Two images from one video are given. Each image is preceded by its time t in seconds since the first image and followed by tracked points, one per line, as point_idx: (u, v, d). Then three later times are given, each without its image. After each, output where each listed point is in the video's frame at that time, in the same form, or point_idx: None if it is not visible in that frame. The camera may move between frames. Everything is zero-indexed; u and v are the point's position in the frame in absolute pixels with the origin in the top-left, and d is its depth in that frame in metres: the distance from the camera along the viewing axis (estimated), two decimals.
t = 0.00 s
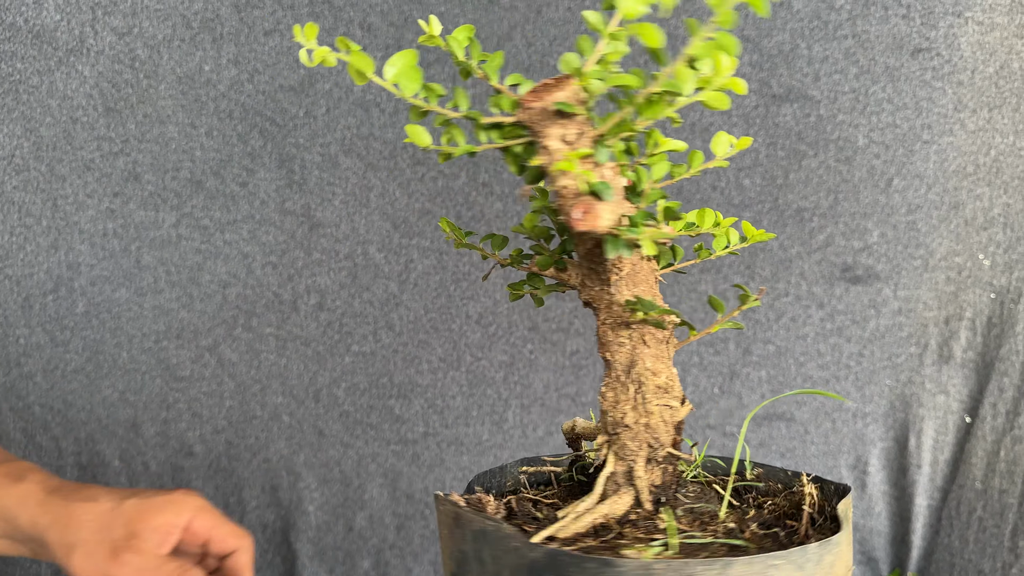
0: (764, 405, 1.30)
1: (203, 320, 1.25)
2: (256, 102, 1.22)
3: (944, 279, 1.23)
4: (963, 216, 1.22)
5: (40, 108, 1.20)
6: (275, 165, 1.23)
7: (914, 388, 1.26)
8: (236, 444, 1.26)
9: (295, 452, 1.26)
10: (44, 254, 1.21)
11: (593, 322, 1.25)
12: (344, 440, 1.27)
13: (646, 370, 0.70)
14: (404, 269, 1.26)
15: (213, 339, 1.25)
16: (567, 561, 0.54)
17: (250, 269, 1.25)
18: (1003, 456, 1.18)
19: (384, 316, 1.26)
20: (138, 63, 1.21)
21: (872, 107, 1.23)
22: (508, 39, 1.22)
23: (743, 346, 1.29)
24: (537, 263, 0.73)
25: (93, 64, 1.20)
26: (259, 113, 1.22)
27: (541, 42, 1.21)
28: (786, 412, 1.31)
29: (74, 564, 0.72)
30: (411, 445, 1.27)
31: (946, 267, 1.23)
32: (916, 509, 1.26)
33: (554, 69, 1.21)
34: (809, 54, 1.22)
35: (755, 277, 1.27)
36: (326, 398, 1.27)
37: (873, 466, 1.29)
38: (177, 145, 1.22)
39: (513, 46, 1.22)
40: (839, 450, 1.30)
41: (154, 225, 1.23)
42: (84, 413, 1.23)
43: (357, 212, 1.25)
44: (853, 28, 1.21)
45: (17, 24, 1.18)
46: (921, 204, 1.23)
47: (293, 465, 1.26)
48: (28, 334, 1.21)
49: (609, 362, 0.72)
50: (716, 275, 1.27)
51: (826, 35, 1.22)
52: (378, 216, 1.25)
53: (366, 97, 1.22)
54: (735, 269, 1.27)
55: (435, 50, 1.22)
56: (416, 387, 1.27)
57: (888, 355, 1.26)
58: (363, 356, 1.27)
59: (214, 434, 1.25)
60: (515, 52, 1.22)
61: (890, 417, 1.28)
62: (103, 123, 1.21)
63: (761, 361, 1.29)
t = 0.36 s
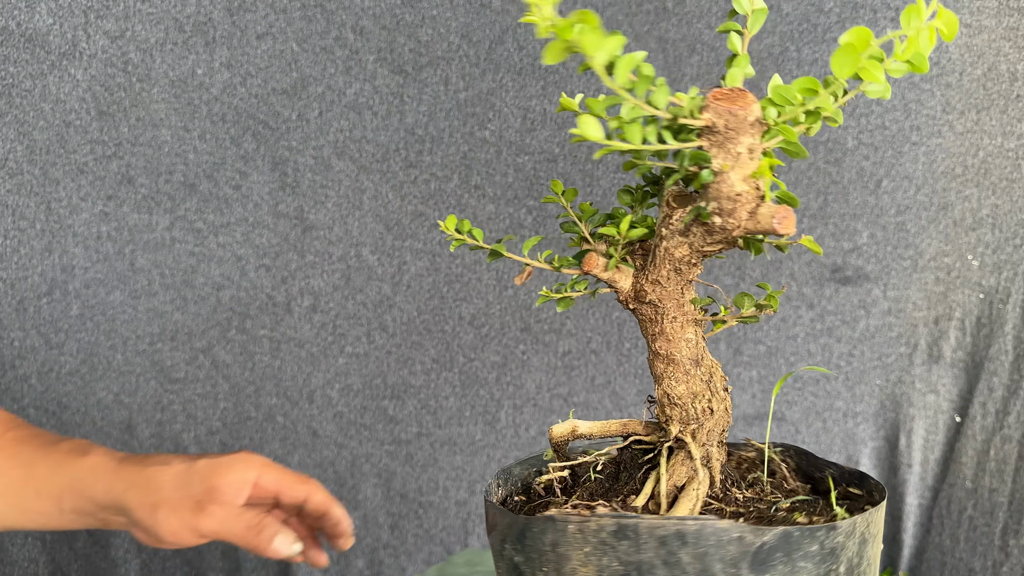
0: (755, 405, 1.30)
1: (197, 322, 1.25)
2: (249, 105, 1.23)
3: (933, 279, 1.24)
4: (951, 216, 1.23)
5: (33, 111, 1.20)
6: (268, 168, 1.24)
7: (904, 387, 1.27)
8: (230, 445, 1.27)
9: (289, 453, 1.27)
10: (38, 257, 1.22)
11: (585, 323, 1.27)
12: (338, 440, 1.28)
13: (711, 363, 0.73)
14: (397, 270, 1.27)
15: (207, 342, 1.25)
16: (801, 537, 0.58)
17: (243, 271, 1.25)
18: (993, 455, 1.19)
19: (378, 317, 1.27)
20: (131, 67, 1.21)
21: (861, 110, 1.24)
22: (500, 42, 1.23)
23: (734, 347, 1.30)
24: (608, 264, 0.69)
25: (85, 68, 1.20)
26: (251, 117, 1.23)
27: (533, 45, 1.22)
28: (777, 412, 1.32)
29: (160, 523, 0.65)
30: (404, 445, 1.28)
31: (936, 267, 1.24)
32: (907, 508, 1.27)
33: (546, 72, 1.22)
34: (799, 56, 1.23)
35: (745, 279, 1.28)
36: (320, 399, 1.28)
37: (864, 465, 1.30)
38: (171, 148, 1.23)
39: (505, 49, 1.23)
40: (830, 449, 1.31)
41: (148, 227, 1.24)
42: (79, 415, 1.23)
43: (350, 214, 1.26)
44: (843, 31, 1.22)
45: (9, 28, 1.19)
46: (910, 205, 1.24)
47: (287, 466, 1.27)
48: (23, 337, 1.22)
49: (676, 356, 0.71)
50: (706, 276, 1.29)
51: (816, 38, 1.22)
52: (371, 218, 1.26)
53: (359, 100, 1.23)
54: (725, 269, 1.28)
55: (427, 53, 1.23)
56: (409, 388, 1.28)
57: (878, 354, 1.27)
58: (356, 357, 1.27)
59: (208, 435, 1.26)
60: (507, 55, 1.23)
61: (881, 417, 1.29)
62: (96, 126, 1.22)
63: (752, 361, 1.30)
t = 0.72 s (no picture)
0: (747, 404, 1.32)
1: (194, 323, 1.26)
2: (244, 107, 1.24)
3: (924, 279, 1.25)
4: (942, 216, 1.24)
5: (30, 114, 1.22)
6: (264, 170, 1.25)
7: (896, 386, 1.28)
8: (227, 444, 1.28)
9: (285, 451, 1.28)
10: (36, 258, 1.23)
11: (578, 323, 1.28)
12: (334, 439, 1.29)
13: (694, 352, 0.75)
14: (392, 271, 1.28)
15: (204, 342, 1.27)
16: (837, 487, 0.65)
17: (240, 272, 1.26)
18: (985, 454, 1.20)
19: (373, 318, 1.28)
20: (127, 70, 1.23)
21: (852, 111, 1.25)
22: (494, 44, 1.24)
23: (726, 346, 1.31)
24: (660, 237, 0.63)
25: (81, 71, 1.22)
26: (246, 119, 1.24)
27: (526, 48, 1.24)
28: (769, 411, 1.32)
29: (152, 541, 0.71)
30: (400, 444, 1.29)
31: (927, 267, 1.25)
32: (899, 507, 1.28)
33: (539, 75, 1.24)
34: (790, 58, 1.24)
35: (737, 278, 1.29)
36: (316, 398, 1.29)
37: (857, 465, 1.31)
38: (167, 150, 1.24)
39: (499, 52, 1.24)
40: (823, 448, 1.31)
41: (145, 229, 1.25)
42: (78, 415, 1.25)
43: (346, 216, 1.27)
44: (834, 33, 1.23)
45: (5, 31, 1.20)
46: (901, 205, 1.25)
47: (283, 465, 1.28)
48: (22, 337, 1.23)
49: (675, 347, 0.72)
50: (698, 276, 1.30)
51: (807, 39, 1.23)
52: (366, 219, 1.27)
53: (354, 102, 1.24)
54: (718, 269, 1.29)
55: (421, 56, 1.24)
56: (404, 387, 1.29)
57: (870, 354, 1.28)
58: (352, 357, 1.29)
59: (205, 435, 1.27)
60: (501, 57, 1.24)
61: (873, 416, 1.30)
62: (92, 128, 1.23)
63: (744, 361, 1.31)
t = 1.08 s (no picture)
0: (743, 402, 1.32)
1: (194, 322, 1.28)
2: (243, 109, 1.25)
3: (920, 278, 1.26)
4: (937, 216, 1.25)
5: (30, 116, 1.23)
6: (263, 170, 1.26)
7: (891, 386, 1.28)
8: (228, 442, 1.29)
9: (286, 448, 1.30)
10: (37, 258, 1.24)
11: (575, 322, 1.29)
12: (334, 437, 1.30)
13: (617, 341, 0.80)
14: (390, 270, 1.29)
15: (204, 341, 1.28)
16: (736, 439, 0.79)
17: (240, 272, 1.28)
18: (981, 453, 1.21)
19: (371, 317, 1.29)
20: (126, 72, 1.24)
21: (847, 111, 1.26)
22: (491, 46, 1.25)
23: (722, 345, 1.32)
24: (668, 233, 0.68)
25: (81, 72, 1.23)
26: (245, 120, 1.25)
27: (522, 49, 1.25)
28: (765, 410, 1.32)
29: None
30: (398, 442, 1.30)
31: (922, 267, 1.26)
32: (896, 507, 1.29)
33: (536, 76, 1.25)
34: (784, 59, 1.24)
35: (732, 278, 1.31)
36: (316, 396, 1.30)
37: (853, 463, 1.31)
38: (166, 152, 1.26)
39: (496, 53, 1.25)
40: (819, 447, 1.32)
41: (146, 229, 1.27)
42: (80, 413, 1.26)
43: (344, 216, 1.28)
44: (828, 34, 1.23)
45: (4, 34, 1.21)
46: (896, 205, 1.26)
47: (283, 462, 1.30)
48: (24, 336, 1.24)
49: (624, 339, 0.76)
50: (694, 276, 1.31)
51: (802, 40, 1.24)
52: (365, 219, 1.28)
53: (352, 103, 1.26)
54: (713, 269, 1.31)
55: (418, 57, 1.25)
56: (402, 385, 1.30)
57: (866, 353, 1.29)
58: (351, 356, 1.30)
59: (206, 432, 1.28)
60: (498, 59, 1.25)
61: (869, 415, 1.30)
62: (92, 130, 1.24)
63: (739, 360, 1.32)
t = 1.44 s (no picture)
0: (743, 400, 1.33)
1: (200, 320, 1.29)
2: (247, 109, 1.26)
3: (920, 278, 1.27)
4: (938, 216, 1.25)
5: (36, 116, 1.24)
6: (267, 170, 1.27)
7: (893, 384, 1.29)
8: (234, 438, 1.30)
9: (291, 445, 1.31)
10: (45, 257, 1.26)
11: (577, 320, 1.34)
12: (338, 433, 1.32)
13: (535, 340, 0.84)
14: (394, 269, 1.30)
15: (210, 338, 1.29)
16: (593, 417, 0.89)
17: (245, 270, 1.29)
18: (983, 452, 1.23)
19: (375, 315, 1.30)
20: (131, 72, 1.25)
21: (848, 111, 1.26)
22: (494, 46, 1.26)
23: (722, 343, 1.33)
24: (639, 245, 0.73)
25: (86, 73, 1.24)
26: (250, 120, 1.26)
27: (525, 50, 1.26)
28: (765, 407, 1.33)
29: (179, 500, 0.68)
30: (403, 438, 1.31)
31: (923, 266, 1.27)
32: (898, 506, 1.30)
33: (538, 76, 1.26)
34: (785, 60, 1.25)
35: (733, 276, 1.31)
36: (321, 393, 1.31)
37: (854, 462, 1.32)
38: (171, 151, 1.27)
39: (499, 54, 1.26)
40: (820, 445, 1.33)
41: (151, 229, 1.28)
42: (87, 409, 1.27)
43: (348, 215, 1.29)
44: (829, 35, 1.24)
45: (10, 35, 1.22)
46: (896, 205, 1.27)
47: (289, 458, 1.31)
48: (31, 335, 1.26)
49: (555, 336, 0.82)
50: (695, 274, 1.32)
51: (803, 41, 1.25)
52: (368, 219, 1.29)
53: (355, 104, 1.27)
54: (714, 267, 1.31)
55: (422, 58, 1.26)
56: (406, 382, 1.31)
57: (866, 352, 1.30)
58: (355, 353, 1.31)
59: (212, 429, 1.30)
60: (501, 59, 1.26)
61: (870, 413, 1.31)
62: (97, 130, 1.25)
63: (739, 358, 1.33)
